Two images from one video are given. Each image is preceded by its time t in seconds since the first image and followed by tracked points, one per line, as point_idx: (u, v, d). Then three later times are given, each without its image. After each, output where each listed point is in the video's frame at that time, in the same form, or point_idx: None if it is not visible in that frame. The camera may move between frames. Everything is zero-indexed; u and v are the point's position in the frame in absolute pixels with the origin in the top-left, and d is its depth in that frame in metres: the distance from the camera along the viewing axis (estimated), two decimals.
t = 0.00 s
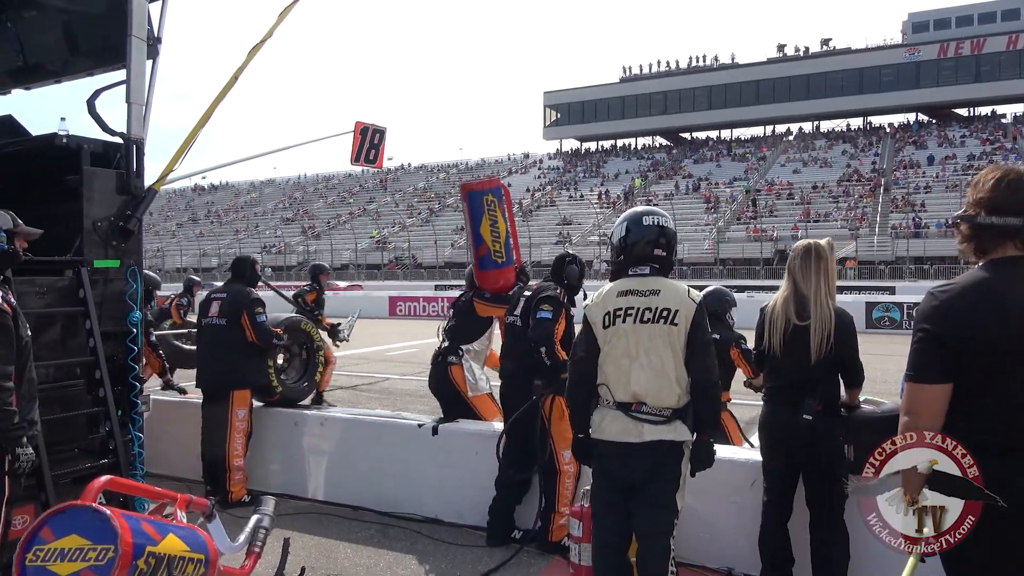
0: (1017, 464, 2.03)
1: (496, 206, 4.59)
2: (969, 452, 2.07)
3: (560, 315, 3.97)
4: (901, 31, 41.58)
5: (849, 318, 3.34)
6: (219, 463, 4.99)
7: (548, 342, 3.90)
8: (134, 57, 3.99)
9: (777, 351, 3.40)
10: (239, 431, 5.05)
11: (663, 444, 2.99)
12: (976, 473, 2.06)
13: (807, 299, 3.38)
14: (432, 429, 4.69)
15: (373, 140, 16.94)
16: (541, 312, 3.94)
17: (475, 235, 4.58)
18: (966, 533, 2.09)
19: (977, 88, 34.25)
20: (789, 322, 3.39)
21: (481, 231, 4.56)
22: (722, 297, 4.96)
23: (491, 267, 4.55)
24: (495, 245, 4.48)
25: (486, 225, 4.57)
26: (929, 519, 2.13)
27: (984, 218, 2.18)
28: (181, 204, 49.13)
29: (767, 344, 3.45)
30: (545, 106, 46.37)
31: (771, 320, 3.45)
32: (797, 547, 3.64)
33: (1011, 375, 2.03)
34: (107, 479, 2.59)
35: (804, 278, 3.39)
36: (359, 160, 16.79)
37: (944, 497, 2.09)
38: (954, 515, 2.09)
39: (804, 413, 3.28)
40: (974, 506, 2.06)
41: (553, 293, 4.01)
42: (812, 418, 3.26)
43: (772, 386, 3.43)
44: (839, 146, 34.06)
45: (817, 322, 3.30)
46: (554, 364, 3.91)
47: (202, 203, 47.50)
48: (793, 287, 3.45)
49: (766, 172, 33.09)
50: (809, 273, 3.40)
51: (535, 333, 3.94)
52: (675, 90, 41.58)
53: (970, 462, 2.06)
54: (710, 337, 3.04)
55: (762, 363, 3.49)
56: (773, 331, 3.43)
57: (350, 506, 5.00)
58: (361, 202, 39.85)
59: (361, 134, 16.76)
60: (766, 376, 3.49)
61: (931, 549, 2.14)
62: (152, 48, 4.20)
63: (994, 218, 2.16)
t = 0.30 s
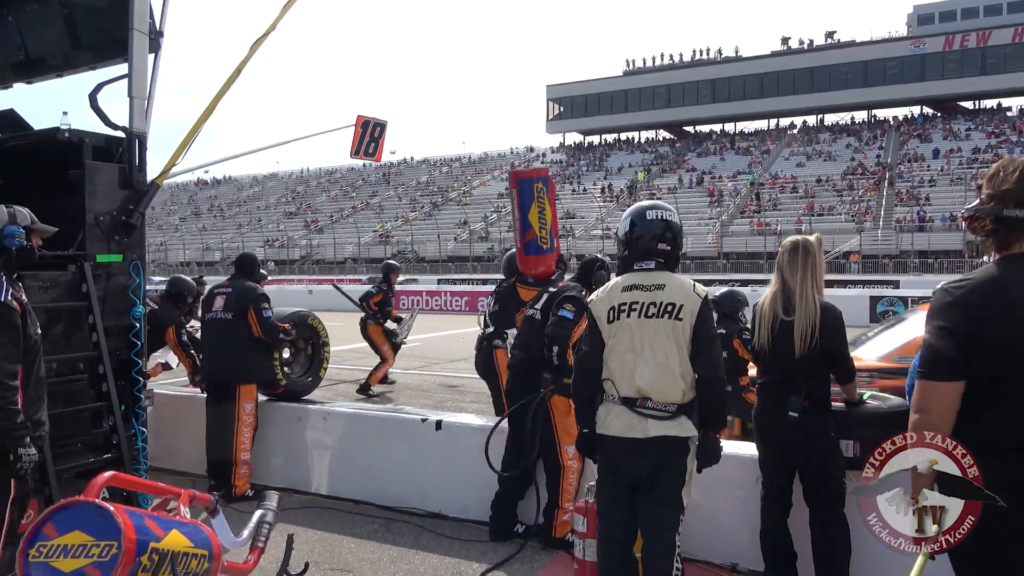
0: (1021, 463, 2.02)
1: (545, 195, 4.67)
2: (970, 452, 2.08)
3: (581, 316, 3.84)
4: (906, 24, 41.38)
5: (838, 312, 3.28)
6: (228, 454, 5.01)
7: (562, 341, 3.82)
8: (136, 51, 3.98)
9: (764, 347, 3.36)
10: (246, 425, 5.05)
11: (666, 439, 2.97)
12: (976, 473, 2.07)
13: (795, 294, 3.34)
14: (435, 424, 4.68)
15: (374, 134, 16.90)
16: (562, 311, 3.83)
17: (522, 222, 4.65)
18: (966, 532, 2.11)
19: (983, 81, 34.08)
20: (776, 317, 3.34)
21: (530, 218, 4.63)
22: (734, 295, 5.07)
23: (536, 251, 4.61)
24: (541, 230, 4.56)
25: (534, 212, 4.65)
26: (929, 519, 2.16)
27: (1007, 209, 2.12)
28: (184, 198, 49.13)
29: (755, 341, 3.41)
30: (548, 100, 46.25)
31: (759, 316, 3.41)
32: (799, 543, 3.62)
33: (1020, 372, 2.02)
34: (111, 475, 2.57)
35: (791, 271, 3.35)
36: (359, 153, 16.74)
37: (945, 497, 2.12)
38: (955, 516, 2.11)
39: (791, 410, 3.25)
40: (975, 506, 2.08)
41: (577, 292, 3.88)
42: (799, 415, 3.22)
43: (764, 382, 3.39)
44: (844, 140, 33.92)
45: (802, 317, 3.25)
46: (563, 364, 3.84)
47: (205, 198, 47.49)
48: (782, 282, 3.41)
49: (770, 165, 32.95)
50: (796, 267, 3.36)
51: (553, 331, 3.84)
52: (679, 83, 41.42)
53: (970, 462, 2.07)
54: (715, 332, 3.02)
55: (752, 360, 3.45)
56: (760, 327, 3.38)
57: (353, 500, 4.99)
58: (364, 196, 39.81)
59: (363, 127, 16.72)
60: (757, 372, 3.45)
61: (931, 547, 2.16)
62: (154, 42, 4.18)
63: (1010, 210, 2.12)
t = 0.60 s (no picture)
0: (1021, 460, 2.02)
1: (575, 196, 5.14)
2: (969, 449, 2.09)
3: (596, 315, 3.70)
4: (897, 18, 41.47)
5: (827, 307, 3.26)
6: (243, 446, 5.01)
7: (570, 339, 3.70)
8: (127, 47, 3.93)
9: (753, 343, 3.34)
10: (257, 418, 4.99)
11: (664, 436, 2.96)
12: (976, 473, 2.07)
13: (784, 289, 3.31)
14: (431, 421, 4.66)
15: (364, 129, 16.83)
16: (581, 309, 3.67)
17: (558, 219, 4.99)
18: (966, 532, 2.12)
19: (973, 75, 34.21)
20: (764, 312, 3.32)
21: (563, 214, 5.01)
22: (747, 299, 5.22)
23: (571, 242, 4.82)
24: (576, 222, 4.86)
25: (566, 209, 5.06)
26: (929, 519, 2.18)
27: (1009, 204, 2.11)
28: (175, 194, 48.86)
29: (744, 337, 3.40)
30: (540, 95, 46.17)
31: (748, 312, 3.40)
32: (796, 537, 3.63)
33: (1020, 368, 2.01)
34: (103, 477, 2.54)
35: (779, 267, 3.32)
36: (349, 148, 16.67)
37: (944, 497, 2.13)
38: (954, 515, 2.13)
39: (780, 405, 3.25)
40: (974, 506, 2.09)
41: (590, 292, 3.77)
42: (788, 410, 3.22)
43: (755, 378, 3.38)
44: (835, 134, 34.01)
45: (789, 312, 3.23)
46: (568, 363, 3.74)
47: (195, 194, 47.27)
48: (770, 277, 3.38)
49: (762, 160, 33.00)
50: (783, 263, 3.33)
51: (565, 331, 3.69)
52: (671, 78, 41.44)
53: (969, 462, 2.08)
54: (712, 327, 3.01)
55: (741, 356, 3.44)
56: (749, 323, 3.37)
57: (348, 498, 4.97)
58: (356, 192, 39.69)
59: (353, 122, 16.64)
60: (747, 368, 3.44)
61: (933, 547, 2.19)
62: (145, 37, 4.14)
63: (1012, 204, 2.11)
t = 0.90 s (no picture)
0: None
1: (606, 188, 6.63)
2: (970, 452, 2.11)
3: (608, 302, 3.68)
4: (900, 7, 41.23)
5: (837, 297, 3.25)
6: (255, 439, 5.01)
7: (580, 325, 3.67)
8: (129, 37, 3.92)
9: (761, 334, 3.33)
10: (271, 413, 5.01)
11: (671, 425, 2.96)
12: (976, 473, 2.09)
13: (794, 280, 3.30)
14: (436, 412, 4.66)
15: (365, 120, 16.78)
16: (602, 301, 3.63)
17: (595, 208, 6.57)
18: (969, 530, 2.15)
19: (976, 64, 33.98)
20: (775, 302, 3.31)
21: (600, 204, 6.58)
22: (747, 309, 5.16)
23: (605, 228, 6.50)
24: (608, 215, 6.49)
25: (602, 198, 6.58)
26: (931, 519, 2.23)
27: None
28: (176, 186, 48.81)
29: (754, 327, 3.38)
30: (541, 86, 46.02)
31: (758, 302, 3.38)
32: (804, 528, 3.63)
33: None
34: (114, 467, 2.55)
35: (790, 257, 3.31)
36: (349, 139, 16.62)
37: (944, 498, 2.15)
38: (956, 516, 2.16)
39: (791, 395, 3.24)
40: (974, 506, 2.12)
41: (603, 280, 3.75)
42: (800, 400, 3.21)
43: (764, 368, 3.36)
44: (837, 125, 33.90)
45: (800, 302, 3.22)
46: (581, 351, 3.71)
47: (196, 186, 47.23)
48: (779, 267, 3.36)
49: (764, 151, 32.89)
50: (794, 253, 3.32)
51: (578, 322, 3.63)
52: (672, 68, 41.27)
53: (970, 463, 2.10)
54: (719, 317, 2.99)
55: (750, 346, 3.42)
56: (758, 313, 3.35)
57: (354, 489, 4.99)
58: (357, 184, 39.63)
59: (355, 113, 16.60)
60: (755, 359, 3.43)
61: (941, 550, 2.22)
62: (147, 28, 4.12)
63: None
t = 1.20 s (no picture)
0: None
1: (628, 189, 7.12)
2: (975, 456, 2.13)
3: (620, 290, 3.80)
4: None
5: (885, 290, 3.23)
6: (283, 424, 5.08)
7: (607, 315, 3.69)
8: (159, 28, 3.96)
9: (810, 329, 3.27)
10: (301, 397, 5.08)
11: (698, 418, 2.94)
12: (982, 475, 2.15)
13: (843, 274, 3.26)
14: (460, 403, 4.67)
15: (389, 112, 16.84)
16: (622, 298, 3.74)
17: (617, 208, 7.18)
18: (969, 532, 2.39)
19: (1007, 58, 33.29)
20: (824, 297, 3.26)
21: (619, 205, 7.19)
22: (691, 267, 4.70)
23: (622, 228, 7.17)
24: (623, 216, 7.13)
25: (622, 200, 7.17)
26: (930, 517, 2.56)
27: None
28: (200, 178, 49.35)
29: (801, 323, 3.32)
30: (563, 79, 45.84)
31: (805, 297, 3.32)
32: (832, 525, 3.60)
33: None
34: (146, 452, 2.58)
35: (836, 250, 3.26)
36: (373, 131, 16.70)
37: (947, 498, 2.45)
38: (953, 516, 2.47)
39: (840, 390, 3.19)
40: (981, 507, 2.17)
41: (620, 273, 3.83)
42: (849, 394, 3.17)
43: (806, 363, 3.31)
44: (863, 119, 33.46)
45: (852, 297, 3.18)
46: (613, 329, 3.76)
47: (220, 178, 47.72)
48: (825, 261, 3.31)
49: (787, 145, 32.55)
50: (844, 247, 3.28)
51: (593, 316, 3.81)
52: (695, 62, 40.95)
53: (969, 463, 2.13)
54: (747, 309, 2.97)
55: (795, 342, 3.37)
56: (808, 309, 3.29)
57: (378, 478, 5.02)
58: (378, 177, 39.82)
59: (378, 106, 16.66)
60: (799, 354, 3.37)
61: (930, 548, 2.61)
62: (176, 20, 4.15)
63: None
